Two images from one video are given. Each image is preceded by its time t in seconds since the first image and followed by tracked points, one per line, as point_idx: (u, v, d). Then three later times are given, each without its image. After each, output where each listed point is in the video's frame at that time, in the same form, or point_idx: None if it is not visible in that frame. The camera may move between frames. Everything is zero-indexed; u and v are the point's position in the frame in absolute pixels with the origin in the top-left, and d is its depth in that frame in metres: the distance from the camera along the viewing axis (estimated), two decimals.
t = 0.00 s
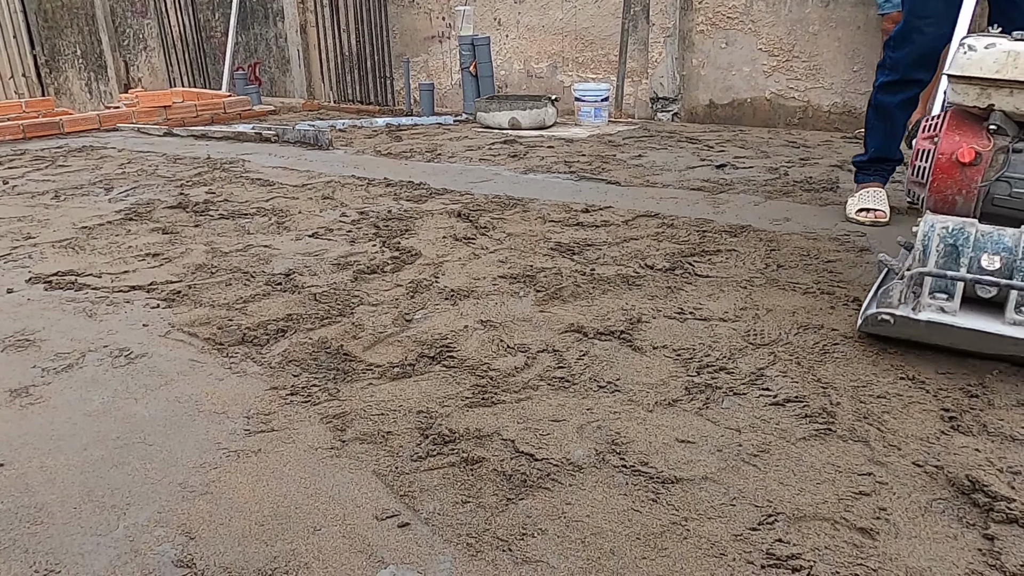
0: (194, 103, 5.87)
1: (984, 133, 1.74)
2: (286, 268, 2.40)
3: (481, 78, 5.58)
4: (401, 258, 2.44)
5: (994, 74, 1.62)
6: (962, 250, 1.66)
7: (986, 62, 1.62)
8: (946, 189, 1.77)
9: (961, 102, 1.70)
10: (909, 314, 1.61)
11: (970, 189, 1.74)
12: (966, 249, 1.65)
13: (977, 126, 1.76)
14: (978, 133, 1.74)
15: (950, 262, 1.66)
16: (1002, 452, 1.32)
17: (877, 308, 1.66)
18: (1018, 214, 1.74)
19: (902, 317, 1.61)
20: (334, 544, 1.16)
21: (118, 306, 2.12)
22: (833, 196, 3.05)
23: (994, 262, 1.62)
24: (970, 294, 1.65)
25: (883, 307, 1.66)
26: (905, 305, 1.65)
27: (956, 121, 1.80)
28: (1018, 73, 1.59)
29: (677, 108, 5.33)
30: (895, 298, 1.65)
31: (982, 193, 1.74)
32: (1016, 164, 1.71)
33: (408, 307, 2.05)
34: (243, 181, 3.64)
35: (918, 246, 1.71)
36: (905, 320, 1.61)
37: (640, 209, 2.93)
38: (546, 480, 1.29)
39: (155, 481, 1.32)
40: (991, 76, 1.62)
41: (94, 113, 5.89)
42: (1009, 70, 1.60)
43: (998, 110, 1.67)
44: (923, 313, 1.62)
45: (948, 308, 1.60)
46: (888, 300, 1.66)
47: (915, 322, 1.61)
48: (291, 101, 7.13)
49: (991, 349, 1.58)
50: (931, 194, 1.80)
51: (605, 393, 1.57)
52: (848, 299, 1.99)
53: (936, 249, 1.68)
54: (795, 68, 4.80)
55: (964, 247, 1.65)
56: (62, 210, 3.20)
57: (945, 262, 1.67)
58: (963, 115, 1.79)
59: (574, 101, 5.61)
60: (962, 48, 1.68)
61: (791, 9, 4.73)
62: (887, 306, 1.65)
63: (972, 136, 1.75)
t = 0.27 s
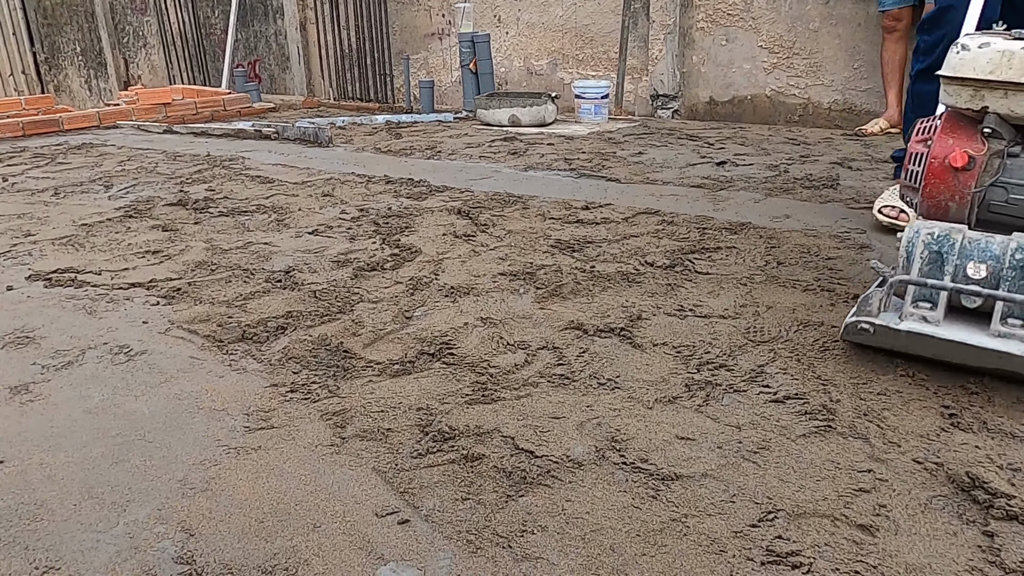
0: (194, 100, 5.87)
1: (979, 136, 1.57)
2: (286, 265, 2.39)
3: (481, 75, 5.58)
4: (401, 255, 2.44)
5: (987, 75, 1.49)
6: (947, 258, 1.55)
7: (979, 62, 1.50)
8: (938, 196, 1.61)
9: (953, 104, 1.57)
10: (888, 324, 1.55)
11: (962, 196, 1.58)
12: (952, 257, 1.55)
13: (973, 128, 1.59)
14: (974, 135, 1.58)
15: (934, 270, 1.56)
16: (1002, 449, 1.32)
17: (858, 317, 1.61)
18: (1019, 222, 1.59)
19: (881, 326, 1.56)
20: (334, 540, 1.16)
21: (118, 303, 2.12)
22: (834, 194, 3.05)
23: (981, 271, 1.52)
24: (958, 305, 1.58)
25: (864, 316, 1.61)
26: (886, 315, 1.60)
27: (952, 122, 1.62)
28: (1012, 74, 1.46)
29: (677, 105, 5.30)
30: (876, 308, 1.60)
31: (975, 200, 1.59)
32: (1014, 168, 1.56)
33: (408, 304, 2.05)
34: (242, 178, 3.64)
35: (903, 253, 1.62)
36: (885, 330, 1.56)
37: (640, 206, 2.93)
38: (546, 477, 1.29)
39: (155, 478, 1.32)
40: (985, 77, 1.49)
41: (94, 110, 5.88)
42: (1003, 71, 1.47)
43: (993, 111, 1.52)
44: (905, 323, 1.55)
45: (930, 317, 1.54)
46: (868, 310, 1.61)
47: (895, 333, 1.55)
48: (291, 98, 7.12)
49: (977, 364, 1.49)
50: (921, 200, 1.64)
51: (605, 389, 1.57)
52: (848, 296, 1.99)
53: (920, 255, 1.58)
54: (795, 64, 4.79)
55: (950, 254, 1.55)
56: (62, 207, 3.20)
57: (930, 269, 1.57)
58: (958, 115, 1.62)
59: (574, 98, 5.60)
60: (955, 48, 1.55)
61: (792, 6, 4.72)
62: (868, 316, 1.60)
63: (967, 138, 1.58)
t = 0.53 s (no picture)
0: (194, 98, 5.86)
1: (971, 143, 1.50)
2: (286, 263, 2.39)
3: (481, 74, 5.57)
4: (401, 254, 2.44)
5: (978, 80, 1.39)
6: (935, 274, 1.49)
7: (970, 65, 1.40)
8: (929, 205, 1.54)
9: (944, 109, 1.48)
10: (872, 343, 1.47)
11: (954, 206, 1.51)
12: (939, 273, 1.48)
13: (964, 135, 1.52)
14: (964, 143, 1.51)
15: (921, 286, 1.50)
16: (1002, 448, 1.32)
17: (840, 335, 1.52)
18: (1013, 235, 1.50)
19: (866, 346, 1.47)
20: (335, 539, 1.16)
21: (118, 301, 2.12)
22: (834, 193, 3.04)
23: (969, 288, 1.46)
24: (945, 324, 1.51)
25: (847, 334, 1.52)
26: (870, 333, 1.52)
27: (942, 128, 1.55)
28: (1004, 78, 1.36)
29: (678, 104, 5.29)
30: (859, 325, 1.52)
31: (968, 210, 1.51)
32: (1007, 178, 1.47)
33: (408, 303, 2.04)
34: (243, 177, 3.64)
35: (889, 268, 1.57)
36: (869, 349, 1.47)
37: (641, 205, 2.93)
38: (546, 476, 1.29)
39: (155, 476, 1.32)
40: (976, 81, 1.39)
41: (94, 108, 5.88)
42: (995, 75, 1.37)
43: (985, 117, 1.43)
44: (890, 342, 1.48)
45: (917, 336, 1.46)
46: (851, 327, 1.52)
47: (880, 353, 1.46)
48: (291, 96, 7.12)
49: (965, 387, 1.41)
50: (911, 209, 1.57)
51: (605, 388, 1.57)
52: (849, 295, 1.98)
53: (906, 271, 1.52)
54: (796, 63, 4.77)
55: (938, 271, 1.49)
56: (62, 205, 3.20)
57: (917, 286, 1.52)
58: (948, 122, 1.55)
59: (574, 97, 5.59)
60: (945, 51, 1.46)
61: (792, 5, 4.71)
62: (851, 333, 1.51)
63: (958, 145, 1.51)
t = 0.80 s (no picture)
0: (195, 96, 5.86)
1: (960, 152, 1.46)
2: (287, 261, 2.39)
3: (482, 71, 5.57)
4: (402, 252, 2.44)
5: (966, 86, 1.35)
6: (917, 294, 1.39)
7: (959, 70, 1.35)
8: (917, 217, 1.49)
9: (932, 115, 1.44)
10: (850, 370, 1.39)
11: (942, 218, 1.46)
12: (921, 294, 1.39)
13: (953, 143, 1.48)
14: (954, 151, 1.46)
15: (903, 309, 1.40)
16: (1003, 446, 1.32)
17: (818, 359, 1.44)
18: (1003, 250, 1.46)
19: (844, 373, 1.39)
20: (335, 536, 1.16)
21: (119, 299, 2.12)
22: (835, 191, 3.05)
23: (953, 311, 1.36)
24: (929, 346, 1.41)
25: (824, 358, 1.44)
26: (849, 356, 1.43)
27: (930, 138, 1.51)
28: (993, 83, 1.32)
29: (680, 102, 5.28)
30: (837, 349, 1.43)
31: (957, 222, 1.46)
32: (997, 191, 1.43)
33: (409, 301, 2.04)
34: (244, 174, 3.64)
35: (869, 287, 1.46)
36: (847, 375, 1.39)
37: (642, 203, 2.92)
38: (546, 474, 1.29)
39: (156, 473, 1.32)
40: (963, 87, 1.35)
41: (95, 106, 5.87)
42: (983, 80, 1.33)
43: (975, 125, 1.39)
44: (870, 366, 1.40)
45: (897, 362, 1.38)
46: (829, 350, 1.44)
47: (858, 379, 1.38)
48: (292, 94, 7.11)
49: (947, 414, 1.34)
50: (899, 222, 1.52)
51: (607, 386, 1.57)
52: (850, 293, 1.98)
53: (887, 293, 1.42)
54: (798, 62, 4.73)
55: (921, 292, 1.39)
56: (63, 203, 3.20)
57: (899, 307, 1.41)
58: (937, 130, 1.51)
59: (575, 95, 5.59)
60: (933, 54, 1.41)
61: (794, 3, 4.71)
62: (829, 357, 1.43)
63: (946, 154, 1.47)
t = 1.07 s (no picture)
0: (196, 96, 5.86)
1: (946, 163, 1.33)
2: (289, 261, 2.39)
3: (484, 71, 5.57)
4: (404, 252, 2.44)
5: (950, 94, 1.23)
6: (903, 320, 1.27)
7: (942, 77, 1.24)
8: (901, 234, 1.36)
9: (914, 126, 1.31)
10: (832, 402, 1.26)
11: (928, 235, 1.33)
12: (908, 319, 1.26)
13: (939, 154, 1.35)
14: (939, 163, 1.33)
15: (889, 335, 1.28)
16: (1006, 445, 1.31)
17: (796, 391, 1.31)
18: (995, 268, 1.33)
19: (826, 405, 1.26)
20: (338, 535, 1.17)
21: (121, 299, 2.12)
22: (837, 190, 3.04)
23: (943, 338, 1.23)
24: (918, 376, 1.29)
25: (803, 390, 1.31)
26: (831, 387, 1.30)
27: (915, 148, 1.38)
28: (980, 91, 1.20)
29: (681, 102, 5.27)
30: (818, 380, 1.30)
31: (944, 239, 1.33)
32: (987, 205, 1.31)
33: (410, 301, 2.04)
34: (246, 174, 3.64)
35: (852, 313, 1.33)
36: (829, 409, 1.26)
37: (644, 202, 2.92)
38: (548, 473, 1.29)
39: (158, 473, 1.33)
40: (948, 96, 1.23)
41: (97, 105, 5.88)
42: (969, 88, 1.21)
43: (961, 136, 1.27)
44: (854, 399, 1.27)
45: (883, 394, 1.25)
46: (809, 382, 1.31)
47: (841, 413, 1.26)
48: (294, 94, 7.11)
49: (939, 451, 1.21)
50: (882, 239, 1.39)
51: (608, 386, 1.57)
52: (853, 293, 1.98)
53: (871, 318, 1.30)
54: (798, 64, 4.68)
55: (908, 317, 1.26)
56: (65, 203, 3.20)
57: (884, 334, 1.29)
58: (922, 140, 1.38)
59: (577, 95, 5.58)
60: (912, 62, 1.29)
61: (796, 2, 4.70)
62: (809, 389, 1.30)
63: (932, 166, 1.34)
